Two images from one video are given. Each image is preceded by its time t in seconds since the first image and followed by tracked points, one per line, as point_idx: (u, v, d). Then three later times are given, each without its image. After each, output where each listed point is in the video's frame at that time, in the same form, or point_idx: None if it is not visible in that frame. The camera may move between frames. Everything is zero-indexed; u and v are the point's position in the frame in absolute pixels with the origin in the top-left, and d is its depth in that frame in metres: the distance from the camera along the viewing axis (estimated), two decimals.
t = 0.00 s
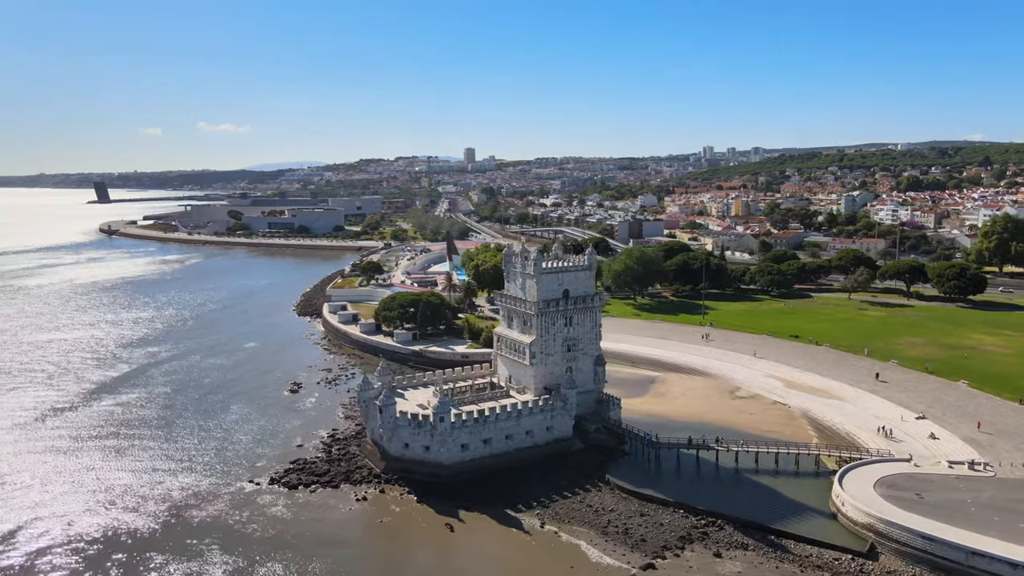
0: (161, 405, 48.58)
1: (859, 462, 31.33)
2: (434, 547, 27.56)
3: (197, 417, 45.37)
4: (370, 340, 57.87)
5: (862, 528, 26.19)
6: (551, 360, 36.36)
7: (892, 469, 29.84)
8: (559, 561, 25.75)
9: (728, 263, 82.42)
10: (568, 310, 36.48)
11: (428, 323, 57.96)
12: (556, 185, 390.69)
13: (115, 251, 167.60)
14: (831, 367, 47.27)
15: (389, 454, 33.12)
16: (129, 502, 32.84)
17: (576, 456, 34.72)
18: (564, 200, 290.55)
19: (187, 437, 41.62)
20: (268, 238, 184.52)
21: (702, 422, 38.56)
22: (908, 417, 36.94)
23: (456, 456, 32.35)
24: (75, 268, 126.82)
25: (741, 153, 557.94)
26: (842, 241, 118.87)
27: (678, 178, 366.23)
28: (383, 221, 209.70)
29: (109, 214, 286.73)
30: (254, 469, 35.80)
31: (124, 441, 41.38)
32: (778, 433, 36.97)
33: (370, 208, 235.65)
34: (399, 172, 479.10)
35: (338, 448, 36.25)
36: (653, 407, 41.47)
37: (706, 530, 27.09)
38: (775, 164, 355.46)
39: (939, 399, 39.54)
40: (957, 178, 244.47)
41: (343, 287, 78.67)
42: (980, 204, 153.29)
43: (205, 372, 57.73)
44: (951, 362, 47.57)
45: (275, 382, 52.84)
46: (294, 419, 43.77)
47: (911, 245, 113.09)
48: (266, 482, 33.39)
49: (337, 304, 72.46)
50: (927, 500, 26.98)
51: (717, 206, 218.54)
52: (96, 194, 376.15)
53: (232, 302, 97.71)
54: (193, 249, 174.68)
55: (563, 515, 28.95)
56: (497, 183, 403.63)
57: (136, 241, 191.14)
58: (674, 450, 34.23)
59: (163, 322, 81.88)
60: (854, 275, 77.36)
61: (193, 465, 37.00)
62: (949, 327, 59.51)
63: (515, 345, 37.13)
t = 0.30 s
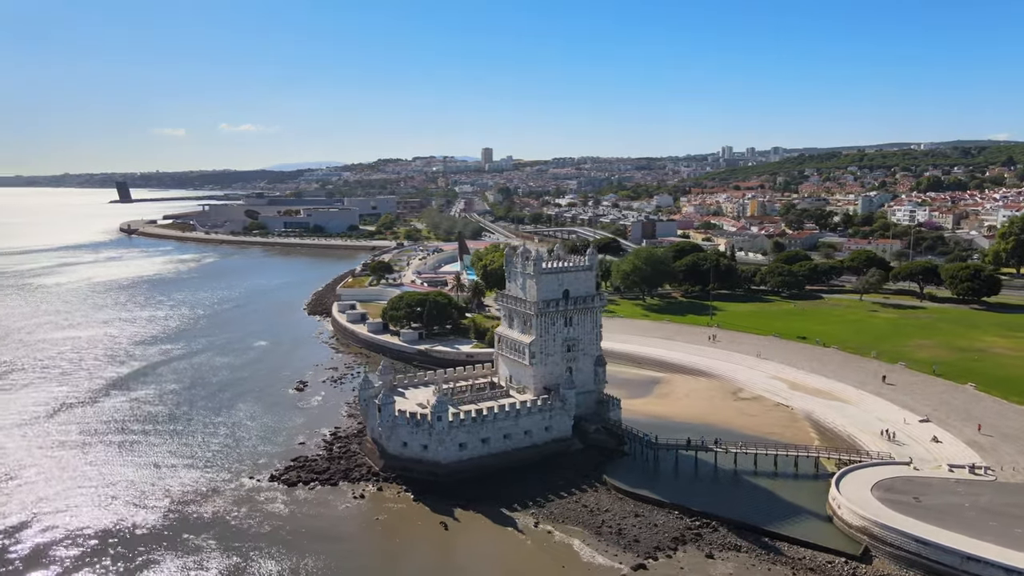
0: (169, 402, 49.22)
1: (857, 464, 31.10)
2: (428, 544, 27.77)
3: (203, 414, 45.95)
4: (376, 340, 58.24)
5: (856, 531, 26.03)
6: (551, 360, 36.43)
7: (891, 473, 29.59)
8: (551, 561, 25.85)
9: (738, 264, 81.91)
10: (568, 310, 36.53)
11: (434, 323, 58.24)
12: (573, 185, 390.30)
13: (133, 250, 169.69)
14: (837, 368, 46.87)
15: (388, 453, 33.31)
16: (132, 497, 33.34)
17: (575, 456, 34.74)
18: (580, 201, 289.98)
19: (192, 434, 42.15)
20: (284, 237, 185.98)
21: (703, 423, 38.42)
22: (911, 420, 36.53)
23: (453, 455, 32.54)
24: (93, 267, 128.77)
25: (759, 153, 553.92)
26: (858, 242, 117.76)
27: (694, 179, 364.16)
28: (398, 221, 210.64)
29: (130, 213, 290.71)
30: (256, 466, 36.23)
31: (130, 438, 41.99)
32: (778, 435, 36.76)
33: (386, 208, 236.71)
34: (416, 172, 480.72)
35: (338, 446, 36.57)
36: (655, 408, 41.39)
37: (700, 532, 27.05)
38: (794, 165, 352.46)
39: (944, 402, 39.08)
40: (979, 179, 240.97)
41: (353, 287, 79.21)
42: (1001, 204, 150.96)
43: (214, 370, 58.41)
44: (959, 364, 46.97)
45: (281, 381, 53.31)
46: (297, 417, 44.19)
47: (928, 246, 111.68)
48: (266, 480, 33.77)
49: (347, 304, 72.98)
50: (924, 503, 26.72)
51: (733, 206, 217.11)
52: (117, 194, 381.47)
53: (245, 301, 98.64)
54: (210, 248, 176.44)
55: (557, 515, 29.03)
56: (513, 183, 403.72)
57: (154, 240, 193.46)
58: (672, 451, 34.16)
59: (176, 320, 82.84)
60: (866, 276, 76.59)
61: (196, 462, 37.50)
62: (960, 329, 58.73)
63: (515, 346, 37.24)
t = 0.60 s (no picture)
0: (177, 399, 49.84)
1: (856, 467, 30.87)
2: (423, 542, 27.94)
3: (210, 411, 46.51)
4: (383, 339, 58.60)
5: (851, 534, 25.88)
6: (550, 360, 36.48)
7: (889, 476, 29.34)
8: (543, 560, 25.92)
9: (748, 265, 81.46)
10: (568, 311, 36.55)
11: (440, 322, 58.49)
12: (589, 185, 389.54)
13: (151, 249, 171.73)
14: (843, 370, 46.52)
15: (387, 452, 33.54)
16: (135, 493, 33.86)
17: (573, 456, 34.76)
18: (595, 201, 289.40)
19: (197, 431, 42.68)
20: (299, 237, 187.31)
21: (703, 424, 38.31)
22: (914, 423, 36.19)
23: (451, 454, 32.74)
24: (112, 266, 130.71)
25: (777, 152, 549.59)
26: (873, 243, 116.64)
27: (711, 179, 362.07)
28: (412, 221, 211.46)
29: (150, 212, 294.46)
30: (257, 463, 36.65)
31: (136, 434, 42.58)
32: (779, 436, 36.59)
33: (400, 207, 237.63)
34: (432, 172, 482.08)
35: (339, 444, 36.88)
36: (656, 408, 41.33)
37: (694, 533, 27.01)
38: (812, 165, 349.34)
39: (948, 405, 38.67)
40: (1001, 179, 237.48)
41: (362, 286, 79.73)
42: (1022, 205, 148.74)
43: (223, 368, 59.09)
44: (967, 367, 46.44)
45: (288, 379, 53.81)
46: (301, 415, 44.61)
47: (944, 247, 110.40)
48: (266, 477, 34.14)
49: (356, 303, 73.46)
50: (921, 506, 26.50)
51: (749, 207, 215.65)
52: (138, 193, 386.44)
53: (258, 300, 99.54)
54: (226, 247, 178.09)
55: (551, 515, 29.11)
56: (529, 183, 403.70)
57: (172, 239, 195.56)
58: (671, 452, 34.10)
59: (188, 318, 83.76)
60: (878, 277, 75.85)
61: (200, 458, 38.00)
62: (971, 331, 57.99)
63: (515, 346, 37.32)
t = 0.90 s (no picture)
0: (185, 396, 50.50)
1: (854, 470, 30.64)
2: (417, 540, 28.13)
3: (215, 408, 47.10)
4: (389, 338, 58.93)
5: (845, 537, 25.72)
6: (550, 360, 36.53)
7: (887, 479, 29.11)
8: (535, 560, 26.00)
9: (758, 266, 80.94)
10: (568, 311, 36.56)
11: (446, 322, 58.72)
12: (605, 185, 388.84)
13: (168, 248, 173.72)
14: (848, 372, 46.18)
15: (386, 450, 33.77)
16: (136, 488, 34.33)
17: (571, 456, 34.79)
18: (611, 201, 288.82)
19: (202, 428, 43.25)
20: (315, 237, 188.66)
21: (704, 426, 38.19)
22: (917, 425, 35.83)
23: (450, 453, 32.92)
24: (130, 265, 132.40)
25: (796, 152, 545.20)
26: (888, 244, 115.59)
27: (728, 179, 360.07)
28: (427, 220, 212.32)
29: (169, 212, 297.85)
30: (259, 460, 37.06)
31: (142, 430, 43.16)
32: (780, 438, 36.41)
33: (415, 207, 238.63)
34: (449, 172, 483.28)
35: (339, 442, 37.19)
36: (658, 409, 41.27)
37: (688, 534, 26.98)
38: (832, 165, 346.33)
39: (954, 408, 38.24)
40: None
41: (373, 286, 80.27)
42: None
43: (231, 365, 59.77)
44: (976, 369, 45.90)
45: (294, 378, 54.30)
46: (304, 413, 45.05)
47: (961, 248, 109.12)
48: (267, 474, 34.50)
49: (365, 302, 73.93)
50: (917, 510, 26.25)
51: (766, 207, 214.22)
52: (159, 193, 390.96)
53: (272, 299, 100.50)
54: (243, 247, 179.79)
55: (547, 514, 29.18)
56: (545, 184, 403.84)
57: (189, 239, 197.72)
58: (669, 453, 34.04)
59: (201, 317, 84.73)
60: (890, 278, 75.11)
61: (202, 455, 38.47)
62: (983, 334, 57.24)
63: (515, 346, 37.39)
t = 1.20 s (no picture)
0: (192, 393, 51.16)
1: (851, 472, 30.46)
2: (411, 538, 28.33)
3: (221, 406, 47.68)
4: (395, 338, 59.29)
5: (838, 540, 25.58)
6: (550, 360, 36.60)
7: (885, 482, 28.90)
8: (527, 559, 26.10)
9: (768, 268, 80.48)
10: (568, 311, 36.62)
11: (452, 322, 58.99)
12: (621, 185, 387.83)
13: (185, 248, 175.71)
14: (853, 374, 45.84)
15: (384, 448, 34.02)
16: (139, 484, 34.88)
17: (570, 456, 34.83)
18: (626, 201, 288.05)
19: (207, 424, 43.84)
20: (329, 237, 189.90)
21: (704, 427, 38.10)
22: (919, 428, 35.52)
23: (447, 452, 33.10)
24: (146, 264, 134.05)
25: (814, 152, 540.51)
26: (904, 245, 114.40)
27: (745, 179, 357.91)
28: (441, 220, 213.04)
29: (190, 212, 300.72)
30: (261, 457, 37.51)
31: (149, 427, 43.81)
32: (780, 440, 36.25)
33: (430, 207, 239.49)
34: (465, 172, 484.26)
35: (340, 441, 37.56)
36: (659, 410, 41.22)
37: (681, 535, 26.95)
38: (850, 165, 343.02)
39: (958, 411, 37.86)
40: None
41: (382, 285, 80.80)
42: None
43: (239, 363, 60.44)
44: (984, 372, 45.37)
45: (301, 376, 54.85)
46: (308, 411, 45.50)
47: (977, 249, 107.91)
48: (267, 471, 34.93)
49: (373, 302, 74.42)
50: (913, 513, 26.06)
51: (781, 208, 212.69)
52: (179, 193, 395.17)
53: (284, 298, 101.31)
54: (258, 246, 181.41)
55: (542, 514, 29.27)
56: (560, 184, 403.46)
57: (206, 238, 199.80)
58: (667, 454, 33.99)
59: (214, 316, 85.68)
60: (902, 280, 74.39)
61: (206, 451, 39.02)
62: (994, 336, 56.50)
63: (515, 346, 37.46)
